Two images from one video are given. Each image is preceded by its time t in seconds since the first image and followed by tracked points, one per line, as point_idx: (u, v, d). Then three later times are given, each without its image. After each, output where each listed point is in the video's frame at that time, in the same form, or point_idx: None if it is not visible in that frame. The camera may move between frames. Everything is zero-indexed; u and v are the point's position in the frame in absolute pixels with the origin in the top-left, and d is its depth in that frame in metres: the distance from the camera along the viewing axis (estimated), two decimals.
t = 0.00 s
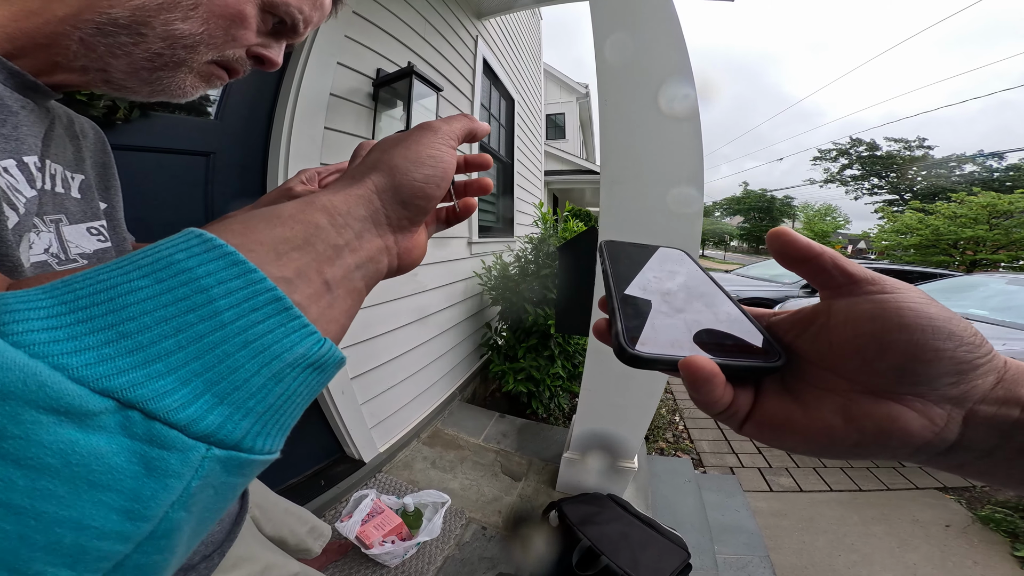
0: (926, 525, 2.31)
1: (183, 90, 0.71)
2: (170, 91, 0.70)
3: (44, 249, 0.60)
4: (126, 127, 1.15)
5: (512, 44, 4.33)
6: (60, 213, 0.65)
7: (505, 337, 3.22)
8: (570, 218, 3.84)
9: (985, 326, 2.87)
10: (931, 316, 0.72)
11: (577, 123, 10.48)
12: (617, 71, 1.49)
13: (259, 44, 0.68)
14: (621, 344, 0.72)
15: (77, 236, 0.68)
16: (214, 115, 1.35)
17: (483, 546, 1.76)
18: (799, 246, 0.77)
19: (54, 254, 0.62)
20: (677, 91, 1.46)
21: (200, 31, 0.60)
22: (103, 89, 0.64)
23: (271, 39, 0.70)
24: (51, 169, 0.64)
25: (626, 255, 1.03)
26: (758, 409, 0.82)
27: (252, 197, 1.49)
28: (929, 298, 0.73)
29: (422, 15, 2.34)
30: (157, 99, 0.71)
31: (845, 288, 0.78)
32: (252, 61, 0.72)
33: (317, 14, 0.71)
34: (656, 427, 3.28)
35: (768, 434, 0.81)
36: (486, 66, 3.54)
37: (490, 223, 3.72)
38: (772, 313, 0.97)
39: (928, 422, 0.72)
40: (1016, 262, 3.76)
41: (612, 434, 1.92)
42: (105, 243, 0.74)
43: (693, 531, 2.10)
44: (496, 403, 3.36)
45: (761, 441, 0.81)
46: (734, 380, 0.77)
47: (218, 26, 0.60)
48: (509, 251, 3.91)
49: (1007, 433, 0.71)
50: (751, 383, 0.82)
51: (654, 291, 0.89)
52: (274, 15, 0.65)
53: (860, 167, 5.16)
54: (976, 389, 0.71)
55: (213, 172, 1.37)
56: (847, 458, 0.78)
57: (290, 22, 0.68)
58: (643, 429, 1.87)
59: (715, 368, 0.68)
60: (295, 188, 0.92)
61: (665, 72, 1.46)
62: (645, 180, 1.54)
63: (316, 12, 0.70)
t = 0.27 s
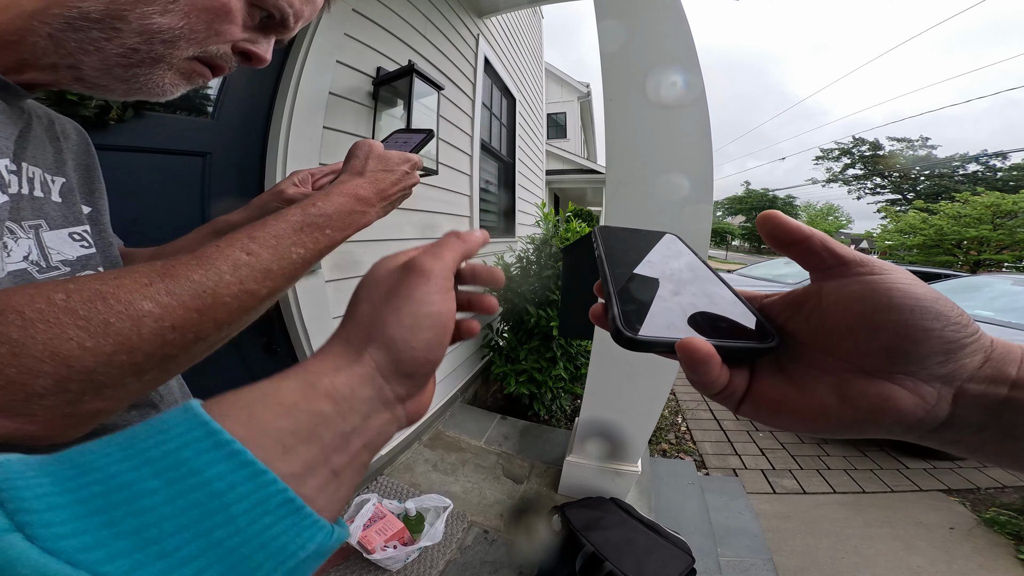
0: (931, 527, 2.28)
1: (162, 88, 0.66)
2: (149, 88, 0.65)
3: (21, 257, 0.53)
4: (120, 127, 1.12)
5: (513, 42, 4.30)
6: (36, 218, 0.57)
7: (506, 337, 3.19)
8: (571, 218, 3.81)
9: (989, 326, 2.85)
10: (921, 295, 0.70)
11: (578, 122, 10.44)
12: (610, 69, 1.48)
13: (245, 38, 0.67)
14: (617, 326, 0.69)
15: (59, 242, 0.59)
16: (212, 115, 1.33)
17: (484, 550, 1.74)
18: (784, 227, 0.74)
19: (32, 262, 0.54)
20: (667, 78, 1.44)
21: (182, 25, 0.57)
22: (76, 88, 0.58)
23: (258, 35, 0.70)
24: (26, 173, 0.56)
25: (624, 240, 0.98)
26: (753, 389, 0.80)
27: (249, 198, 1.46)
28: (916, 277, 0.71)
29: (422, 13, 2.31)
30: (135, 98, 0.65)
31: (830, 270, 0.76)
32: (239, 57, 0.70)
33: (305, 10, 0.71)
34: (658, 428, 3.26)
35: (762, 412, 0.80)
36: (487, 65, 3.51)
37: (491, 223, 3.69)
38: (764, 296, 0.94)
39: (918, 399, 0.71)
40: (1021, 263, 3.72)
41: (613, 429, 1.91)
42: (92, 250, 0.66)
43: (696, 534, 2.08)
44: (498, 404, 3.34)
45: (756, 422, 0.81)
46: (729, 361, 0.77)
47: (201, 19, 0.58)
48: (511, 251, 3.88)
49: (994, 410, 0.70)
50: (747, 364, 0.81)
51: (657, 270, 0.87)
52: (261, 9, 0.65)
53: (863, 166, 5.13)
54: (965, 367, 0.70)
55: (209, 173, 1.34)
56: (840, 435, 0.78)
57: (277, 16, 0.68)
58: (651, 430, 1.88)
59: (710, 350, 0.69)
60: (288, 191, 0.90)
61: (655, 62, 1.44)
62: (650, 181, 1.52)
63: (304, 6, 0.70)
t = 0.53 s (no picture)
0: (929, 526, 2.28)
1: (154, 89, 0.60)
2: (139, 87, 0.58)
3: (13, 257, 0.49)
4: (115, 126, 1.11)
5: (512, 41, 4.28)
6: (28, 217, 0.54)
7: (506, 337, 3.18)
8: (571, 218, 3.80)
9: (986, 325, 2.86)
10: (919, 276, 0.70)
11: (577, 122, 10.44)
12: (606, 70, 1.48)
13: (238, 36, 0.60)
14: (616, 306, 0.70)
15: (49, 243, 0.56)
16: (209, 114, 1.32)
17: (484, 550, 1.74)
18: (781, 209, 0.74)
19: (22, 263, 0.50)
20: (662, 76, 1.43)
21: (173, 22, 0.51)
22: (63, 89, 0.53)
23: (251, 33, 0.63)
24: (12, 173, 0.54)
25: (621, 224, 0.98)
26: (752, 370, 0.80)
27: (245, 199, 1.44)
28: (916, 259, 0.71)
29: (420, 11, 2.30)
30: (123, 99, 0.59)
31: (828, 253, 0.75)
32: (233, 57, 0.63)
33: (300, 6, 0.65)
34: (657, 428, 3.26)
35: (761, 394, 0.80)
36: (486, 64, 3.49)
37: (490, 223, 3.68)
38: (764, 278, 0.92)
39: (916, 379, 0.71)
40: (1016, 262, 3.72)
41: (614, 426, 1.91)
42: (84, 252, 0.61)
43: (695, 533, 2.08)
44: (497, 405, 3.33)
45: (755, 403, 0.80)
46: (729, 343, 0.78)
47: (192, 18, 0.52)
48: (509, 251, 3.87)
49: (992, 392, 0.70)
50: (746, 344, 0.80)
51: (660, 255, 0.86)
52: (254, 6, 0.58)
53: (860, 166, 5.15)
54: (962, 348, 0.70)
55: (205, 173, 1.33)
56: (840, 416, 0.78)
57: (272, 15, 0.61)
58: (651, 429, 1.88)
59: (710, 328, 0.68)
60: (283, 190, 0.89)
61: (650, 60, 1.43)
62: (650, 180, 1.51)
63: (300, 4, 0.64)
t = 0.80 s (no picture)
0: (924, 524, 2.30)
1: (146, 85, 0.59)
2: (132, 85, 0.57)
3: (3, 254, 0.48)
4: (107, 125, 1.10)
5: (509, 41, 4.28)
6: (17, 216, 0.53)
7: (503, 337, 3.18)
8: (568, 217, 3.80)
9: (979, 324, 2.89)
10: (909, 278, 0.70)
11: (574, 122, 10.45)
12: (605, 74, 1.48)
13: (233, 33, 0.59)
14: (615, 306, 0.70)
15: (40, 241, 0.55)
16: (203, 112, 1.31)
17: (483, 550, 1.74)
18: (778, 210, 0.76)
19: (13, 261, 0.49)
20: (660, 76, 1.44)
21: (165, 20, 0.50)
22: (54, 85, 0.52)
23: (246, 30, 0.62)
24: None
25: (621, 225, 0.98)
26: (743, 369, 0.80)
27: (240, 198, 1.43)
28: (906, 261, 0.71)
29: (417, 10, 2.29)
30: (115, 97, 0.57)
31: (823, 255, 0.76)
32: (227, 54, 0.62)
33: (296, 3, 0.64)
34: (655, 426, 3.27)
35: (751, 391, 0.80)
36: (483, 64, 3.49)
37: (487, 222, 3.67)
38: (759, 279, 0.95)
39: (902, 378, 0.71)
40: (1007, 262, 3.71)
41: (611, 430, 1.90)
42: (76, 251, 0.60)
43: (693, 530, 2.10)
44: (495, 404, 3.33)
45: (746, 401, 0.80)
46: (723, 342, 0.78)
47: (186, 14, 0.51)
48: (507, 250, 3.87)
49: (975, 393, 0.69)
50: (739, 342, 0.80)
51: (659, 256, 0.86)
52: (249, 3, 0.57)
53: (854, 166, 5.19)
54: (946, 349, 0.71)
55: (199, 172, 1.32)
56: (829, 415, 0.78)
57: (267, 12, 0.60)
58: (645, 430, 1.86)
59: (704, 327, 0.68)
60: (278, 187, 0.88)
61: (650, 66, 1.43)
62: (647, 180, 1.52)
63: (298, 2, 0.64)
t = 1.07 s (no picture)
0: (915, 519, 2.34)
1: (154, 90, 0.60)
2: (139, 89, 0.59)
3: (17, 254, 0.50)
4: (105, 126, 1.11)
5: (506, 40, 4.29)
6: (30, 215, 0.55)
7: (500, 336, 3.20)
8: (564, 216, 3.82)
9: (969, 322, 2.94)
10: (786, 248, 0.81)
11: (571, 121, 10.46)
12: (605, 72, 1.50)
13: (238, 41, 0.60)
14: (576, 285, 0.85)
15: (51, 240, 0.56)
16: (198, 113, 1.31)
17: (483, 546, 1.76)
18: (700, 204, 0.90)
19: (26, 260, 0.51)
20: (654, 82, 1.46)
21: (175, 27, 0.52)
22: (65, 90, 0.53)
23: (250, 37, 0.63)
24: (11, 170, 0.54)
25: (606, 212, 1.08)
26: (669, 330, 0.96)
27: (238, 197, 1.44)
28: (783, 232, 0.82)
29: (414, 10, 2.30)
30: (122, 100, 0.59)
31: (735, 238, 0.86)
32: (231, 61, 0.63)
33: (299, 12, 0.67)
34: (650, 423, 3.31)
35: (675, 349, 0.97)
36: (480, 63, 3.50)
37: (484, 221, 3.69)
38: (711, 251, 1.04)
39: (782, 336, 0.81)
40: (998, 260, 3.72)
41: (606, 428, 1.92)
42: (84, 250, 0.62)
43: (688, 526, 2.13)
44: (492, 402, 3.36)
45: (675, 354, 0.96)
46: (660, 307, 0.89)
47: (194, 21, 0.53)
48: (504, 249, 3.89)
49: (842, 346, 0.76)
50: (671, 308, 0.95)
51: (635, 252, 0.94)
52: (254, 13, 0.59)
53: (848, 166, 5.24)
54: (817, 306, 0.78)
55: (197, 171, 1.33)
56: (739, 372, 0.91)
57: (270, 20, 0.62)
58: (640, 426, 1.89)
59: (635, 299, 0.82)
60: (282, 186, 0.90)
61: (649, 67, 1.45)
62: (641, 180, 1.54)
63: (298, 10, 0.66)
